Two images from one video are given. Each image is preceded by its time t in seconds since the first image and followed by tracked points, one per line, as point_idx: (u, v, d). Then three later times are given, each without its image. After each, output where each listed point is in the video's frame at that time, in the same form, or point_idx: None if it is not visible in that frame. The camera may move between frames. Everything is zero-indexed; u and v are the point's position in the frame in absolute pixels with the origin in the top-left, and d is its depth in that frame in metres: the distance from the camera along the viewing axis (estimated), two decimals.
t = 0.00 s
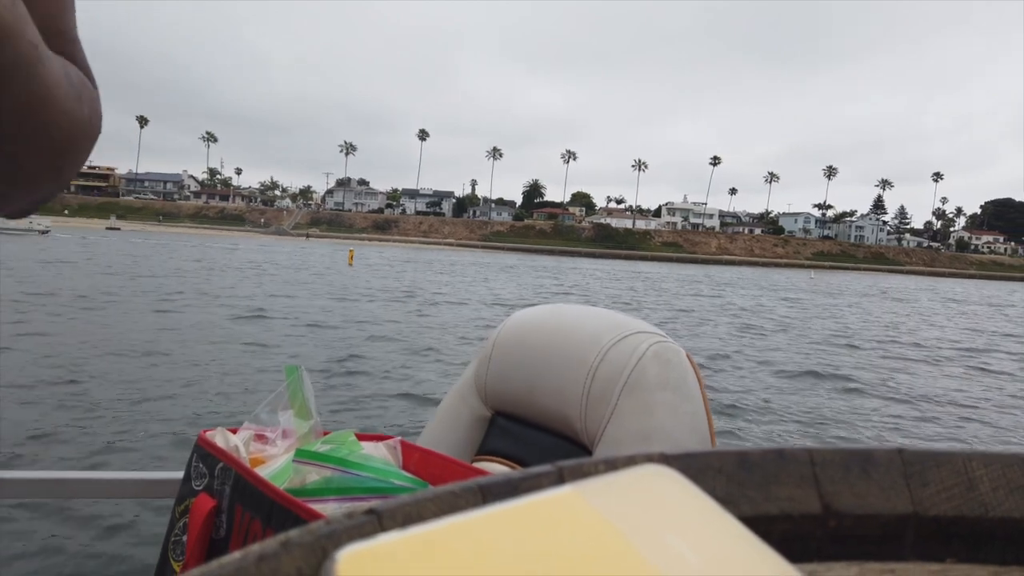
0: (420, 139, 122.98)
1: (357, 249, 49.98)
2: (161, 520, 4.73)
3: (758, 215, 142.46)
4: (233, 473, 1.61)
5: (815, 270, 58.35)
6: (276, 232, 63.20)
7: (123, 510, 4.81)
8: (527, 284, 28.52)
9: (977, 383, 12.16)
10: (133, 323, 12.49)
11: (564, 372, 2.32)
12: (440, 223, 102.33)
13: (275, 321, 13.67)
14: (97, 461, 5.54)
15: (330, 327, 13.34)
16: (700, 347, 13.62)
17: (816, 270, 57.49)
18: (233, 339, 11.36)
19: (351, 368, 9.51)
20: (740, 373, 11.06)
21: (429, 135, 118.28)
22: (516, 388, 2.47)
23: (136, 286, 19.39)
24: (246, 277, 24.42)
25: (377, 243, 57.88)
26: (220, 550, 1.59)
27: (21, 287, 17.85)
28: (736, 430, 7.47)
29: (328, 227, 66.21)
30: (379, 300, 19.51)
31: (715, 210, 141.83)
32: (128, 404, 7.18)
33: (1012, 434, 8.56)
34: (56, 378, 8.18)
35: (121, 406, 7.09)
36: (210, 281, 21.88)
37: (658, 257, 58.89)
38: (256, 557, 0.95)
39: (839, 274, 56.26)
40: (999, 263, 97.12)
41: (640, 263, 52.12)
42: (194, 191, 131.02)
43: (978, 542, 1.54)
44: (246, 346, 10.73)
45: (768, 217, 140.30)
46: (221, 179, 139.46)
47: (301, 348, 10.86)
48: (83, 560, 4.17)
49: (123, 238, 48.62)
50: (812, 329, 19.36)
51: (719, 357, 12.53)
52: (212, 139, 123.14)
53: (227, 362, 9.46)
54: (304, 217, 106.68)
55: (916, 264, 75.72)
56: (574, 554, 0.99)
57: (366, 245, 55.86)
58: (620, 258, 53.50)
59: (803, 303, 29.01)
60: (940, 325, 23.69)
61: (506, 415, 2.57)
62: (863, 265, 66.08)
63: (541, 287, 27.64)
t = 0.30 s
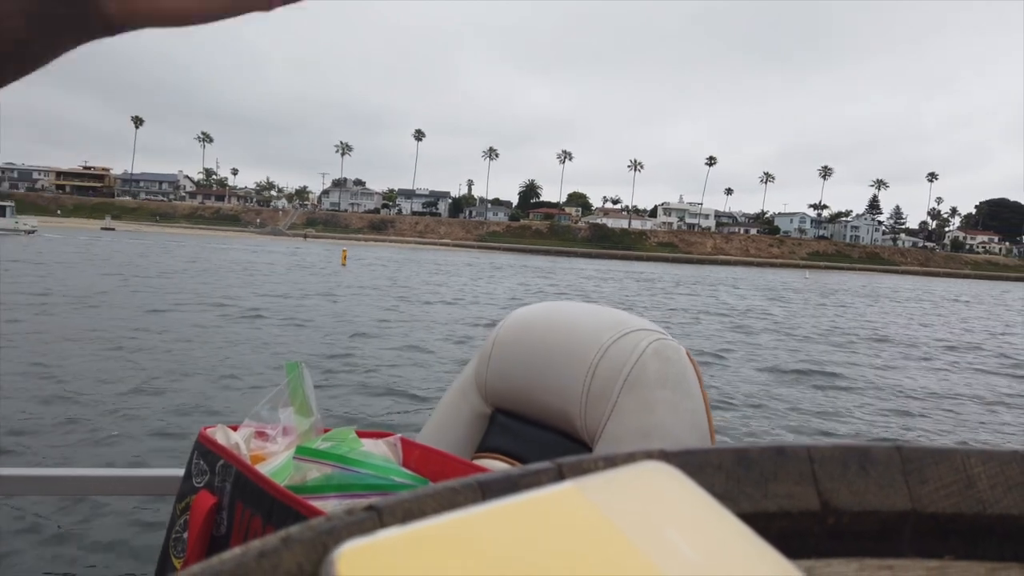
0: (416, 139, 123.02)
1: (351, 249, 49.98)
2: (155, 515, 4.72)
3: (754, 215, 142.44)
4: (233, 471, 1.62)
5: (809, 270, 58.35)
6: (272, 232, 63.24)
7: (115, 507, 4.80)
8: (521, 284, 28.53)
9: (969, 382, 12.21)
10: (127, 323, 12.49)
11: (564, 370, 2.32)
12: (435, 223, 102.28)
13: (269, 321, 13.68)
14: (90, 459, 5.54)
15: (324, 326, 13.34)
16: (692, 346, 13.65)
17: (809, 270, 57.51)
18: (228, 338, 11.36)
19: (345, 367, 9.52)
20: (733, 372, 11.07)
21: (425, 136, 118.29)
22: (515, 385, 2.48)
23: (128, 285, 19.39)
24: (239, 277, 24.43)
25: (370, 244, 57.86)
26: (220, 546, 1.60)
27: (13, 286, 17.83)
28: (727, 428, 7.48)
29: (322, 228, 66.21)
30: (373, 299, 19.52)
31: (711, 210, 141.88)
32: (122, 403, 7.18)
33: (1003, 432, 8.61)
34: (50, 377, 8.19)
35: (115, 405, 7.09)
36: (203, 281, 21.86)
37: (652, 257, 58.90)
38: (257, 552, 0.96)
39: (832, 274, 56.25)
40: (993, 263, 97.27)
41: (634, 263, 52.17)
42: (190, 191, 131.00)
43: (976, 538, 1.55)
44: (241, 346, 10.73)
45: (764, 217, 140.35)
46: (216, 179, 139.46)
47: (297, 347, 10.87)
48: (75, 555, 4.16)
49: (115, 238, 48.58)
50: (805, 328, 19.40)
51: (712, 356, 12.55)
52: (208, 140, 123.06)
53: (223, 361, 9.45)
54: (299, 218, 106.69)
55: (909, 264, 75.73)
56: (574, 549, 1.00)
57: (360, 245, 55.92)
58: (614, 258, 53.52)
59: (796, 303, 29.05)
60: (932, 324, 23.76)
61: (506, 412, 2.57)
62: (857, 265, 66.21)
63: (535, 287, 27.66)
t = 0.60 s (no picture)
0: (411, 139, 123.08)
1: (345, 250, 49.96)
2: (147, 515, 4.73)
3: (749, 215, 142.41)
4: (234, 469, 1.62)
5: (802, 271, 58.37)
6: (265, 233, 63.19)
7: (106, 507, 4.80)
8: (515, 285, 28.53)
9: (961, 382, 12.23)
10: (120, 323, 12.46)
11: (564, 368, 2.32)
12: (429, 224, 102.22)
13: (262, 321, 13.67)
14: (82, 459, 5.52)
15: (318, 327, 13.34)
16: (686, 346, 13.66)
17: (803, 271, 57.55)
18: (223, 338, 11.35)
19: (339, 367, 9.51)
20: (726, 372, 11.08)
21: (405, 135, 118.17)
22: (515, 383, 2.48)
23: (121, 285, 19.35)
24: (233, 277, 24.41)
25: (363, 245, 57.81)
26: (220, 544, 1.60)
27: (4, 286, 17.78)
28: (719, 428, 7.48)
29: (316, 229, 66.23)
30: (366, 300, 19.51)
31: (707, 210, 141.89)
32: (116, 403, 7.17)
33: (994, 432, 8.63)
34: (43, 377, 8.17)
35: (109, 405, 7.08)
36: (195, 281, 21.83)
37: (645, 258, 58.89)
38: (258, 551, 0.96)
39: (825, 275, 56.24)
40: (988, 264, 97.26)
41: (629, 264, 52.18)
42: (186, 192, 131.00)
43: (978, 534, 1.54)
44: (235, 346, 10.71)
45: (759, 217, 140.36)
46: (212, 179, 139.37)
47: (292, 347, 10.89)
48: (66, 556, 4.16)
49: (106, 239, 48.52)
50: (798, 328, 19.40)
51: (705, 355, 12.56)
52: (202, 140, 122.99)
53: (218, 361, 9.45)
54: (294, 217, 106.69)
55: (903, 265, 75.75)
56: (576, 547, 1.00)
57: (354, 246, 55.91)
58: (608, 258, 53.52)
59: (789, 304, 29.08)
60: (926, 325, 23.78)
61: (506, 410, 2.57)
62: (851, 266, 66.23)
63: (529, 288, 27.66)
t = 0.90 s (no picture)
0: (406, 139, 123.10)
1: (339, 251, 49.96)
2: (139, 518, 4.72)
3: (745, 215, 142.41)
4: (233, 471, 1.62)
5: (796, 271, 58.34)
6: (259, 233, 63.28)
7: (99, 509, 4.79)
8: (510, 285, 28.52)
9: (955, 383, 12.25)
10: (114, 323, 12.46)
11: (564, 368, 2.33)
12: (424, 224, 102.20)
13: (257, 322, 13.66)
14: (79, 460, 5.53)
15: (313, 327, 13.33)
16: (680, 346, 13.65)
17: (796, 271, 57.51)
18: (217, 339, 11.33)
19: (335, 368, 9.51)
20: (720, 372, 11.09)
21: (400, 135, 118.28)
22: (515, 384, 2.48)
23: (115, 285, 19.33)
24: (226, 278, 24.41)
25: (356, 245, 57.80)
26: (220, 546, 1.59)
27: None
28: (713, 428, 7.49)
29: (310, 229, 66.18)
30: (361, 301, 19.49)
31: (702, 210, 141.98)
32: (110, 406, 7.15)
33: (986, 435, 8.64)
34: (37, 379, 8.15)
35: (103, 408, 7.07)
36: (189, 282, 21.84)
37: (639, 259, 58.87)
38: (260, 553, 0.95)
39: (818, 276, 56.22)
40: (982, 264, 97.34)
41: (624, 264, 52.17)
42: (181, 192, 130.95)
43: (978, 535, 1.55)
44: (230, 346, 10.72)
45: (755, 217, 140.38)
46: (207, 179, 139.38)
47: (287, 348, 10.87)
48: (59, 557, 4.16)
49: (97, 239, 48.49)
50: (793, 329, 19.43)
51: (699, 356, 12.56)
52: (197, 141, 122.97)
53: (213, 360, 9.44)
54: (287, 217, 106.69)
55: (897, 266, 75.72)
56: (577, 548, 1.00)
57: (348, 246, 55.89)
58: (602, 259, 53.52)
59: (784, 304, 29.07)
60: (920, 326, 23.79)
61: (506, 411, 2.57)
62: (846, 267, 66.27)
63: (524, 289, 27.65)
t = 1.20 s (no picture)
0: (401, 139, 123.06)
1: (332, 250, 49.89)
2: (127, 523, 4.70)
3: (742, 215, 142.39)
4: (233, 477, 1.61)
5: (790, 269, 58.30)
6: (253, 232, 63.18)
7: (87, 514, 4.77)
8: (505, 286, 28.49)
9: (949, 384, 12.28)
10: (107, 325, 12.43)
11: (565, 375, 2.32)
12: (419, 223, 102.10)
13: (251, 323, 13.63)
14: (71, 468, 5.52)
15: (306, 328, 13.31)
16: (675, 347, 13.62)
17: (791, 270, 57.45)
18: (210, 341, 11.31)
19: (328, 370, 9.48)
20: (715, 373, 11.08)
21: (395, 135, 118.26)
22: (514, 391, 2.47)
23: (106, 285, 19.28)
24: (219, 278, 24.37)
25: (350, 244, 57.74)
26: (220, 554, 1.59)
27: None
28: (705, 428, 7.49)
29: (304, 228, 66.15)
30: (355, 300, 19.47)
31: (699, 211, 142.00)
32: (103, 411, 7.13)
33: (980, 436, 8.65)
34: (30, 385, 8.11)
35: (95, 413, 7.04)
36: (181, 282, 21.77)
37: (634, 258, 58.79)
38: (257, 560, 0.94)
39: (812, 275, 56.19)
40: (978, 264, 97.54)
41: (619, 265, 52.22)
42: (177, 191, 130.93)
43: (979, 543, 1.54)
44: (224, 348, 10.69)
45: (751, 217, 140.37)
46: (203, 180, 139.30)
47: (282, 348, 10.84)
48: (47, 565, 4.13)
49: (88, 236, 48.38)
50: (787, 329, 19.45)
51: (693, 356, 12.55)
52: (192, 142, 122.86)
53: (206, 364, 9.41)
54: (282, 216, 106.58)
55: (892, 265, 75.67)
56: (575, 556, 0.99)
57: (343, 245, 55.90)
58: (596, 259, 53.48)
59: (778, 304, 29.12)
60: (914, 325, 23.85)
61: (506, 418, 2.56)
62: (842, 267, 66.34)
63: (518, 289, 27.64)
